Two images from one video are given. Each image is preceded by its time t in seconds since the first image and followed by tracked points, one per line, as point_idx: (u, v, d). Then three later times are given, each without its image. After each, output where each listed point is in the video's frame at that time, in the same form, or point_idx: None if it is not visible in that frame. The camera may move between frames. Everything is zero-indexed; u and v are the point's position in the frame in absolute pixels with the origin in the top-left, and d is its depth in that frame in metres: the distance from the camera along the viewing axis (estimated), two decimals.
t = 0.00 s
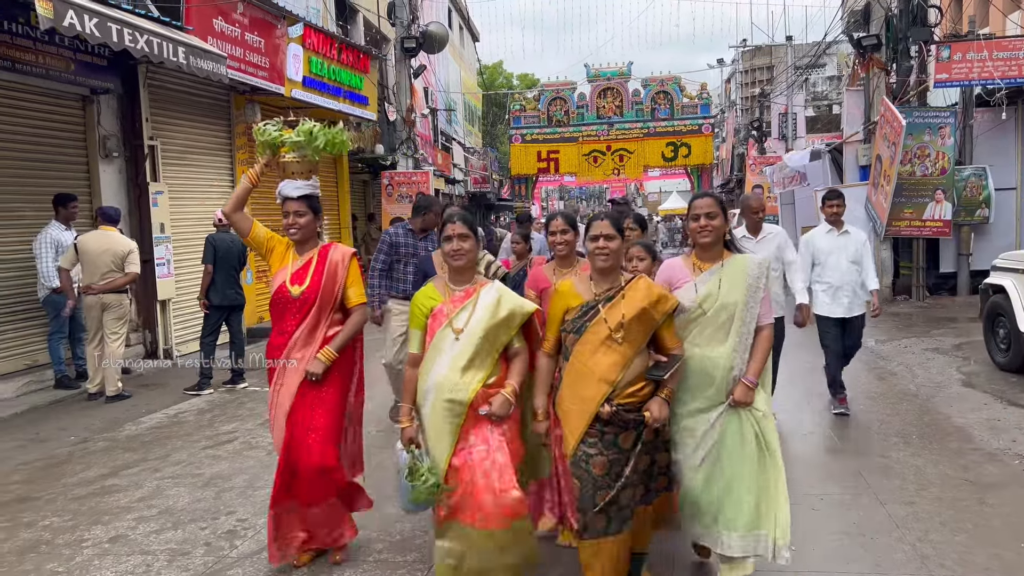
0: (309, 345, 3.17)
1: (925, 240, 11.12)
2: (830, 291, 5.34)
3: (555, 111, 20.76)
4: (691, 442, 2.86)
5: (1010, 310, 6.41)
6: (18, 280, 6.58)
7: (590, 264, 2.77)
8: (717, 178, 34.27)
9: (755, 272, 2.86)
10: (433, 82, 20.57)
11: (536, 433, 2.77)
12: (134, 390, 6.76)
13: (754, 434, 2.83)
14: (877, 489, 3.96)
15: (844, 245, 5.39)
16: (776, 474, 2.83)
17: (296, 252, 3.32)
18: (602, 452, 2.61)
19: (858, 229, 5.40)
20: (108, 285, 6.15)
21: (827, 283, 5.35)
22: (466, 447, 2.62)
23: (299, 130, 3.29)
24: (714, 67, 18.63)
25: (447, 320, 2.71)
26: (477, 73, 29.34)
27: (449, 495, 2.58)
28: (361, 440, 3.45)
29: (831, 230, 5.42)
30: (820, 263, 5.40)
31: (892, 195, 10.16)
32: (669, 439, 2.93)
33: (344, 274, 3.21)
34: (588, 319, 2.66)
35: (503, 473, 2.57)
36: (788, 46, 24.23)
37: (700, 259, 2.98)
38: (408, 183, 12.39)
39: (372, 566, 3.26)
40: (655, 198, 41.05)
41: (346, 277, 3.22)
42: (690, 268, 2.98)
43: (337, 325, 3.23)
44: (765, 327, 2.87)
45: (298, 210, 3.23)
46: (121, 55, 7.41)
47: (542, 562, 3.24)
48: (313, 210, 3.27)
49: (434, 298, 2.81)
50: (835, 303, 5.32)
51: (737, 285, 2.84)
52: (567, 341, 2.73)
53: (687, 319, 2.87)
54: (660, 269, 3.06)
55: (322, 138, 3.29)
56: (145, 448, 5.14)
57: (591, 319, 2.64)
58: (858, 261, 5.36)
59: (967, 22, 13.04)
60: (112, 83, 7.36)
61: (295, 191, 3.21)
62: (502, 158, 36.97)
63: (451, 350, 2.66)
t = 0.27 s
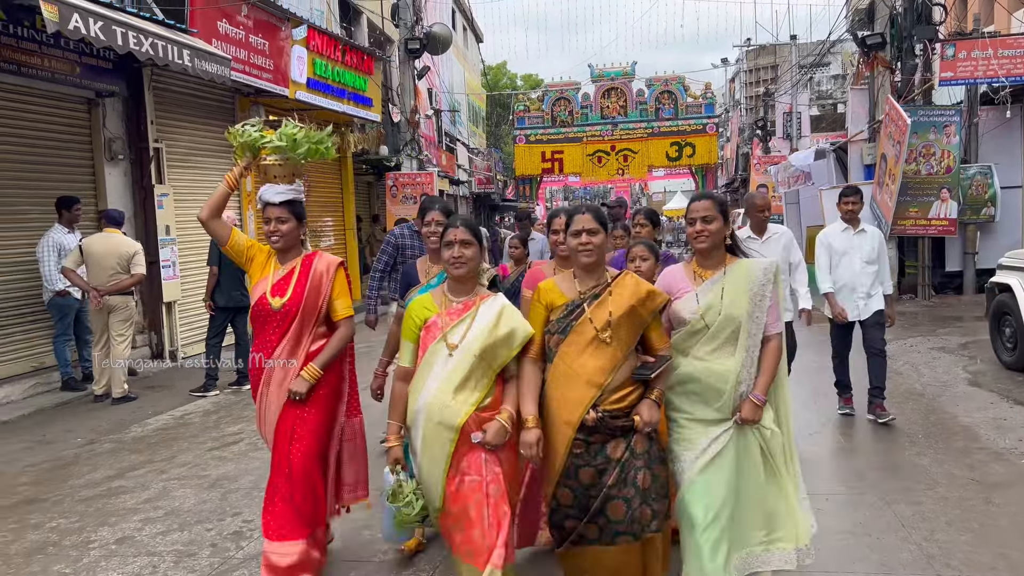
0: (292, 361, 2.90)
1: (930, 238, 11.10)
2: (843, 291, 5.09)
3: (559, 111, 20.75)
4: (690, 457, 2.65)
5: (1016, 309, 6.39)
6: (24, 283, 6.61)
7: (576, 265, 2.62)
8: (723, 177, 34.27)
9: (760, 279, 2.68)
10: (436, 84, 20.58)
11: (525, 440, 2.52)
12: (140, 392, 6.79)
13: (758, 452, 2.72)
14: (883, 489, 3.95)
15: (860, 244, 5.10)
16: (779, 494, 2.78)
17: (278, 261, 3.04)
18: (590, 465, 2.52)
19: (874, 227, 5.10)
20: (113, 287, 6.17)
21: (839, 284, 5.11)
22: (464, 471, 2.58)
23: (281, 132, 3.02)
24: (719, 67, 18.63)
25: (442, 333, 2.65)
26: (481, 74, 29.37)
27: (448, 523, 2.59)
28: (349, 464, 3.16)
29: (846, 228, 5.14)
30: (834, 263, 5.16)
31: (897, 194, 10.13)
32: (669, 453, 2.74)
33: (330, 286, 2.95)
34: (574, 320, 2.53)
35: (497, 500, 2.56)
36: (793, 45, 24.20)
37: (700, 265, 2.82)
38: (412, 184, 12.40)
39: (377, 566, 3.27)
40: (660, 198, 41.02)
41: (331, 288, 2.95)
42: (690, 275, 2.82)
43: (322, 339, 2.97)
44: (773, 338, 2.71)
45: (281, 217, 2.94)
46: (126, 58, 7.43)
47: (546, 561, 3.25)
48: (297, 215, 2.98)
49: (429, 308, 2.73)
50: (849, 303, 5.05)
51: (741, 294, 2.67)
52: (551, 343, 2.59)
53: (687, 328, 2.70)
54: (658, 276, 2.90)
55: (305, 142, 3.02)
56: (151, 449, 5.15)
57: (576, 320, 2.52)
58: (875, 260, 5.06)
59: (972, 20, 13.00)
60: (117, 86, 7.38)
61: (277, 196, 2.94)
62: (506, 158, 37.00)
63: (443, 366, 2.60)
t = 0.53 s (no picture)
0: (275, 371, 2.64)
1: (934, 236, 11.06)
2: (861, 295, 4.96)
3: (562, 111, 20.71)
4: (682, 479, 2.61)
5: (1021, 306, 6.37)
6: (29, 286, 6.63)
7: (569, 272, 2.51)
8: (727, 176, 34.24)
9: (743, 283, 2.62)
10: (439, 84, 20.55)
11: (543, 459, 2.32)
12: (145, 394, 6.80)
13: (750, 466, 2.65)
14: (888, 487, 3.94)
15: (884, 246, 4.92)
16: (767, 512, 2.69)
17: (257, 261, 2.79)
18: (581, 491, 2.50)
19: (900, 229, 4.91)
20: (119, 289, 6.21)
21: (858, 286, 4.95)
22: (448, 490, 2.34)
23: (258, 117, 2.70)
24: (722, 65, 18.59)
25: (430, 337, 2.42)
26: (484, 74, 29.33)
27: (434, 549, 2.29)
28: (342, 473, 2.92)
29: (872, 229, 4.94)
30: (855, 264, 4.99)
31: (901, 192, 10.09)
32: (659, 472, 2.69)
33: (314, 285, 2.69)
34: (566, 335, 2.42)
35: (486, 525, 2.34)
36: (796, 42, 24.13)
37: (681, 266, 2.76)
38: (415, 184, 12.40)
39: (379, 564, 3.27)
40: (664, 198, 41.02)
41: (315, 288, 2.69)
42: (671, 277, 2.75)
43: (306, 345, 2.71)
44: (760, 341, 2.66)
45: (259, 213, 2.70)
46: (129, 60, 7.45)
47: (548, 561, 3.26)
48: (278, 211, 2.73)
49: (413, 310, 2.53)
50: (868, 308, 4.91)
51: (726, 295, 2.61)
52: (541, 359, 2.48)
53: (672, 334, 2.62)
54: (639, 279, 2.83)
55: (284, 127, 2.70)
56: (156, 451, 5.16)
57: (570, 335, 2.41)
58: (899, 265, 4.89)
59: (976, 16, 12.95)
60: (120, 88, 7.39)
61: (255, 191, 2.67)
62: (510, 158, 36.98)
63: (427, 375, 2.37)
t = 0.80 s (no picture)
0: (250, 391, 2.50)
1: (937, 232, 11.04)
2: (877, 293, 4.64)
3: (564, 109, 20.67)
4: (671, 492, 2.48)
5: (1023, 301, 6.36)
6: (32, 288, 6.64)
7: (561, 273, 2.33)
8: (729, 173, 34.29)
9: (731, 287, 2.47)
10: (441, 83, 20.54)
11: (520, 475, 2.15)
12: (148, 395, 6.82)
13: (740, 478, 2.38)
14: (890, 483, 3.95)
15: (901, 241, 4.64)
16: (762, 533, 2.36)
17: (227, 273, 2.64)
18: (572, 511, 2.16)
19: (920, 223, 4.63)
20: (121, 290, 6.23)
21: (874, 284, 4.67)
22: (415, 530, 2.10)
23: (222, 117, 2.55)
24: (723, 62, 18.57)
25: (388, 356, 2.17)
26: (485, 73, 29.34)
27: None
28: (323, 488, 2.75)
29: (888, 224, 4.66)
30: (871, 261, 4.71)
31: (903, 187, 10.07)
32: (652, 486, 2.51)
33: (289, 296, 2.55)
34: (555, 339, 2.19)
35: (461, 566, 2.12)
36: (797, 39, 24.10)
37: (665, 270, 2.60)
38: (417, 184, 12.41)
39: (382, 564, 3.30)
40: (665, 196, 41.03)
41: (289, 298, 2.55)
42: (655, 281, 2.60)
43: (282, 360, 2.55)
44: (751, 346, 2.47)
45: (227, 218, 2.53)
46: (130, 63, 7.47)
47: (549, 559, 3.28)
48: (246, 217, 2.57)
49: (371, 328, 2.27)
50: (883, 307, 4.63)
51: (711, 299, 2.45)
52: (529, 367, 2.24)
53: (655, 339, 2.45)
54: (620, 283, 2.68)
55: (250, 126, 2.54)
56: (159, 452, 5.17)
57: (557, 339, 2.19)
58: (917, 261, 4.62)
59: (977, 11, 12.91)
60: (121, 91, 7.41)
61: (221, 195, 2.51)
62: (512, 157, 36.97)
63: (388, 400, 2.13)
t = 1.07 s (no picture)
0: (197, 403, 2.31)
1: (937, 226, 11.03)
2: (893, 295, 4.53)
3: (564, 106, 20.62)
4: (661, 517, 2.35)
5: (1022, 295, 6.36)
6: (32, 289, 6.66)
7: (528, 288, 2.19)
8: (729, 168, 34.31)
9: (730, 298, 2.30)
10: (440, 81, 20.51)
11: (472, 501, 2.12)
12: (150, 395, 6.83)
13: (728, 508, 2.23)
14: (889, 478, 3.95)
15: (913, 238, 4.55)
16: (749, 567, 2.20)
17: (176, 273, 2.43)
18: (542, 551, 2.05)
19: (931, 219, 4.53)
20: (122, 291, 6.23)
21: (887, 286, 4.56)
22: (378, 550, 2.01)
23: (173, 102, 2.34)
24: (723, 58, 18.55)
25: (337, 366, 2.06)
26: (485, 70, 29.30)
27: None
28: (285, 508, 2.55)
29: (899, 221, 4.56)
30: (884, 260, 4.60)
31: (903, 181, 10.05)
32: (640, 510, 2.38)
33: (243, 299, 2.35)
34: (519, 360, 2.08)
35: None
36: (797, 34, 24.07)
37: (657, 274, 2.47)
38: (416, 182, 12.41)
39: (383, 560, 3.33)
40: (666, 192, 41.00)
41: (244, 302, 2.35)
42: (646, 283, 2.47)
43: (235, 371, 2.36)
44: (749, 367, 2.30)
45: (175, 214, 2.32)
46: (129, 63, 7.47)
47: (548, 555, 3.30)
48: (196, 214, 2.36)
49: (318, 334, 2.15)
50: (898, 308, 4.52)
51: (708, 310, 2.29)
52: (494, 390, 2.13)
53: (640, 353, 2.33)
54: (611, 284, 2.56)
55: (201, 116, 2.35)
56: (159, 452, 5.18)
57: (521, 358, 2.07)
58: (930, 258, 4.53)
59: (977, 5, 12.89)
60: (120, 91, 7.41)
61: (170, 187, 2.31)
62: (512, 154, 36.93)
63: (340, 415, 2.02)
